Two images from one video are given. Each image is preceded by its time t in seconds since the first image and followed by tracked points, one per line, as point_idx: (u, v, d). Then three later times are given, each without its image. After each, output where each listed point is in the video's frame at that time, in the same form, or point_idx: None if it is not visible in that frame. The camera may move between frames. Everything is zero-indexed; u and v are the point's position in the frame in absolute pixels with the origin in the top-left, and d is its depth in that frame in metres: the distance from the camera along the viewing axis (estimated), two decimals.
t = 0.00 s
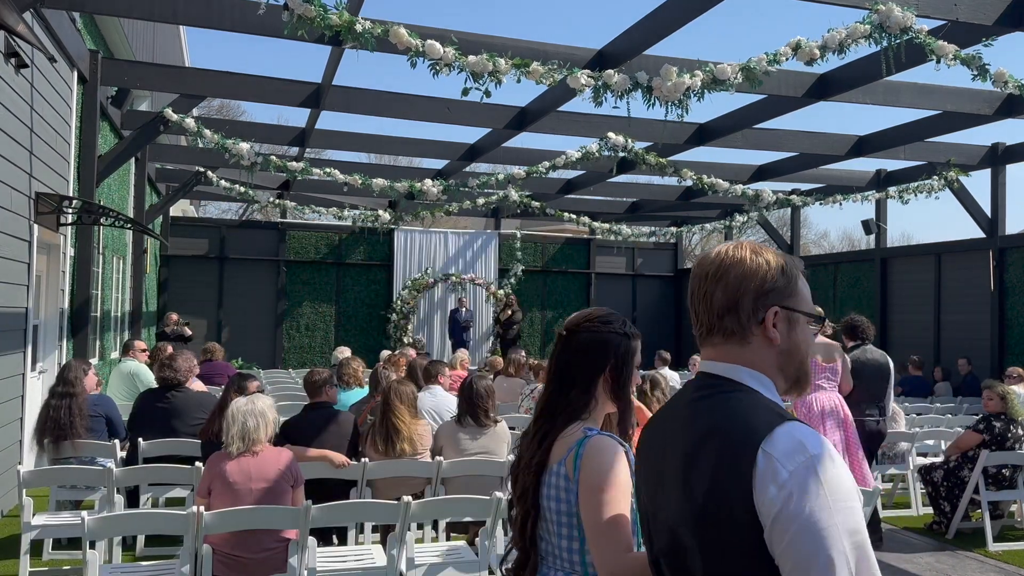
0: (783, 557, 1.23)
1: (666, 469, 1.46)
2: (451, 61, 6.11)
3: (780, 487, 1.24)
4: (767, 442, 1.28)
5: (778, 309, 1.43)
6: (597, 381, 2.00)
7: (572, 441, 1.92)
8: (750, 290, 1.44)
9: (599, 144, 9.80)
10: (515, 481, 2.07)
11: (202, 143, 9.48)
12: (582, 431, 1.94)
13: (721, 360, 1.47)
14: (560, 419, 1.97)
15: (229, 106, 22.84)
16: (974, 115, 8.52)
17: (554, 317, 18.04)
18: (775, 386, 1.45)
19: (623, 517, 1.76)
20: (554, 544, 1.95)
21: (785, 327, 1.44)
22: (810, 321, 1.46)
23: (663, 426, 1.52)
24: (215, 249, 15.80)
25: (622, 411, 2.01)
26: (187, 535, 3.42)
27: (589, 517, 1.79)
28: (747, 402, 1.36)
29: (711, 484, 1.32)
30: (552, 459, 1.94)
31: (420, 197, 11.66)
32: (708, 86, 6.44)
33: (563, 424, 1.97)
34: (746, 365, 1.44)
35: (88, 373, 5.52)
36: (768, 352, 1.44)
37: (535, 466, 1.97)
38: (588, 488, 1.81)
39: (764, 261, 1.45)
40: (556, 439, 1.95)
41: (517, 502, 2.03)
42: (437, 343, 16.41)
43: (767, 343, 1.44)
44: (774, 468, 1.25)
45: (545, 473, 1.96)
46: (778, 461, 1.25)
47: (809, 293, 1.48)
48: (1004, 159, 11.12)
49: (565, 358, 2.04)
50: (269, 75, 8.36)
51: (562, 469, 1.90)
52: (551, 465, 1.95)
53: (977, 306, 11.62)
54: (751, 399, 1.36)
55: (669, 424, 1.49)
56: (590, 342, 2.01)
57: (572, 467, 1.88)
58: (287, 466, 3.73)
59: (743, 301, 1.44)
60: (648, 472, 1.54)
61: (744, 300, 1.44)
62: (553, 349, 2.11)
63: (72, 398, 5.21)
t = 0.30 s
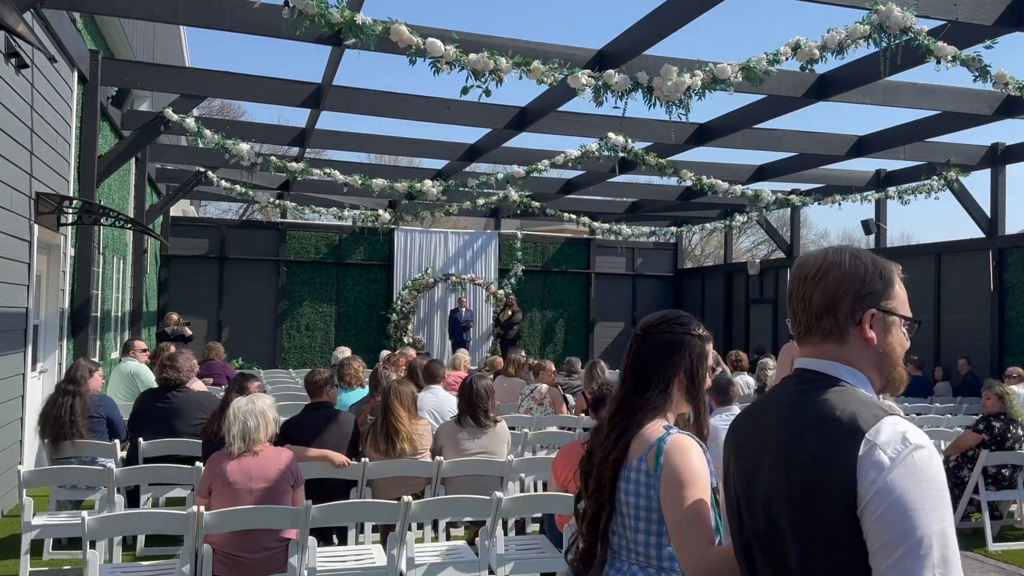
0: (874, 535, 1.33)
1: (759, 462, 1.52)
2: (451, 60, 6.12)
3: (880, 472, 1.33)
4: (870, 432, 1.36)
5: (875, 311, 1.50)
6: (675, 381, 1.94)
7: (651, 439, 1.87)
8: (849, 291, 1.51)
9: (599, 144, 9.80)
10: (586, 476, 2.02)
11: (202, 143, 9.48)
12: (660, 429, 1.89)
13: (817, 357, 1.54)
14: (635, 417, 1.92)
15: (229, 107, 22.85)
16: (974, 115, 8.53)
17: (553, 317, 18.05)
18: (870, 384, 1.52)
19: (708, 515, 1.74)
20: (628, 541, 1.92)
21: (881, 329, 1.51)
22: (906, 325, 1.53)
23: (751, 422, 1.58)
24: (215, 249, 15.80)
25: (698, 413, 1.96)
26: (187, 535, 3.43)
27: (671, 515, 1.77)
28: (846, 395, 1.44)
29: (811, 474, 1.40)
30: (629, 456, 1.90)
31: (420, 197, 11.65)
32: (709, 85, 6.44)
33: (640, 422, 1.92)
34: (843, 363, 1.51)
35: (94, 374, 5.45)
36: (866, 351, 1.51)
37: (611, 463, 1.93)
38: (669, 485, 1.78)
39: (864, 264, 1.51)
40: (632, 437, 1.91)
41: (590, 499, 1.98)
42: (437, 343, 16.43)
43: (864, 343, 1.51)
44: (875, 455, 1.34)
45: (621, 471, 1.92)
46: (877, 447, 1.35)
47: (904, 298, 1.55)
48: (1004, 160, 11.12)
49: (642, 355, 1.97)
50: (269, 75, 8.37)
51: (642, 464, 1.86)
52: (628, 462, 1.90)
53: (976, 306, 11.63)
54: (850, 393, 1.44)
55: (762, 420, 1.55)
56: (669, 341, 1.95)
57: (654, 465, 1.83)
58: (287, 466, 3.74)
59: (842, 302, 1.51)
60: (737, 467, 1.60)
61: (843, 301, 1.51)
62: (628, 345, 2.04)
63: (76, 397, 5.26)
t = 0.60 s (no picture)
0: (1007, 550, 1.42)
1: (876, 474, 1.63)
2: (453, 59, 6.14)
3: (1015, 491, 1.42)
4: (1004, 455, 1.46)
5: (993, 331, 1.59)
6: (755, 393, 2.08)
7: (740, 452, 2.01)
8: (967, 313, 1.59)
9: (598, 144, 9.80)
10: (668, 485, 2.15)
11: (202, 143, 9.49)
12: (747, 443, 2.03)
13: (934, 376, 1.63)
14: (719, 430, 2.05)
15: (230, 107, 22.86)
16: (974, 115, 8.54)
17: (553, 317, 18.06)
18: (984, 400, 1.61)
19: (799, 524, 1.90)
20: (716, 547, 2.05)
21: (997, 347, 1.60)
22: (1016, 342, 1.62)
23: (868, 438, 1.68)
24: (216, 249, 15.81)
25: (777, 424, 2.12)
26: (187, 535, 3.44)
27: (765, 527, 1.92)
28: (969, 417, 1.54)
29: (934, 488, 1.51)
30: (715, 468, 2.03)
31: (420, 197, 11.66)
32: (709, 85, 6.45)
33: (726, 434, 2.04)
34: (962, 383, 1.60)
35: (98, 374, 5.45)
36: (981, 369, 1.60)
37: (699, 474, 2.05)
38: (763, 499, 1.93)
39: (978, 287, 1.60)
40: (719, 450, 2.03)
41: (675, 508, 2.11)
42: (436, 343, 16.44)
43: (981, 361, 1.60)
44: (1010, 477, 1.44)
45: (708, 483, 2.04)
46: (1013, 469, 1.44)
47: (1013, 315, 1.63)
48: (1003, 160, 11.12)
49: (723, 371, 2.10)
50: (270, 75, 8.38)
51: (731, 478, 2.00)
52: (716, 473, 2.03)
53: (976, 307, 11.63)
54: (974, 416, 1.54)
55: (878, 438, 1.65)
56: (749, 357, 2.08)
57: (745, 478, 1.97)
58: (287, 465, 3.74)
59: (960, 323, 1.60)
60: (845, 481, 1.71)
61: (960, 322, 1.60)
62: (705, 359, 2.17)
63: (82, 396, 5.27)
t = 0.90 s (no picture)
0: None
1: (983, 471, 1.43)
2: (454, 57, 6.15)
3: None
4: None
5: None
6: (838, 391, 1.97)
7: (822, 446, 1.91)
8: None
9: (598, 144, 9.80)
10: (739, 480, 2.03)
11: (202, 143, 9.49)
12: (827, 437, 1.94)
13: None
14: (801, 424, 1.94)
15: (230, 107, 22.86)
16: (974, 115, 8.55)
17: (554, 317, 18.08)
18: None
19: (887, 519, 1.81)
20: (792, 543, 1.96)
21: None
22: None
23: (978, 425, 1.47)
24: (216, 249, 15.82)
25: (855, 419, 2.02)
26: (187, 535, 3.44)
27: (851, 521, 1.84)
28: None
29: None
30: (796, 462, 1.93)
31: (421, 197, 11.66)
32: (711, 80, 6.41)
33: (809, 429, 1.94)
34: None
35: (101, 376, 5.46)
36: None
37: (777, 470, 1.95)
38: (847, 492, 1.85)
39: None
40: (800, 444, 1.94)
41: (749, 504, 2.00)
42: (437, 343, 16.44)
43: None
44: None
45: (787, 478, 1.94)
46: None
47: None
48: (1003, 160, 11.12)
49: (807, 366, 1.98)
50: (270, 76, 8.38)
51: (812, 472, 1.91)
52: (796, 467, 1.94)
53: (976, 307, 11.64)
54: None
55: (995, 428, 1.45)
56: (834, 353, 1.97)
57: (828, 473, 1.88)
58: (287, 465, 3.74)
59: None
60: (945, 473, 1.48)
61: None
62: (783, 354, 2.05)
63: (84, 397, 5.27)
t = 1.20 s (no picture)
0: None
1: None
2: (454, 56, 6.15)
3: None
4: None
5: None
6: (891, 400, 2.01)
7: (878, 453, 1.97)
8: None
9: (599, 145, 9.80)
10: (797, 486, 2.08)
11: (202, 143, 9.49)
12: (883, 444, 2.00)
13: None
14: (855, 434, 1.99)
15: (231, 107, 22.88)
16: (974, 115, 8.55)
17: (554, 317, 18.08)
18: None
19: (948, 523, 1.85)
20: (849, 544, 2.04)
21: None
22: None
23: None
24: (216, 249, 15.83)
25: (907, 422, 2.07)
26: (187, 535, 3.45)
27: (909, 524, 1.90)
28: None
29: None
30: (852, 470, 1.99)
31: (421, 197, 11.66)
32: (713, 79, 6.40)
33: (863, 437, 2.00)
34: None
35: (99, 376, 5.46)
36: None
37: (835, 478, 2.00)
38: (902, 496, 1.91)
39: None
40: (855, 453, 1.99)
41: (807, 510, 2.05)
42: (436, 344, 16.45)
43: None
44: None
45: (843, 484, 2.01)
46: None
47: None
48: (1003, 160, 11.11)
49: (861, 377, 2.01)
50: (270, 76, 8.39)
51: (868, 477, 1.97)
52: (852, 474, 2.00)
53: (976, 307, 11.64)
54: None
55: None
56: (886, 364, 2.00)
57: (884, 480, 1.95)
58: (287, 465, 3.74)
59: None
60: (1017, 479, 1.53)
61: None
62: (836, 364, 2.08)
63: (87, 398, 5.28)
